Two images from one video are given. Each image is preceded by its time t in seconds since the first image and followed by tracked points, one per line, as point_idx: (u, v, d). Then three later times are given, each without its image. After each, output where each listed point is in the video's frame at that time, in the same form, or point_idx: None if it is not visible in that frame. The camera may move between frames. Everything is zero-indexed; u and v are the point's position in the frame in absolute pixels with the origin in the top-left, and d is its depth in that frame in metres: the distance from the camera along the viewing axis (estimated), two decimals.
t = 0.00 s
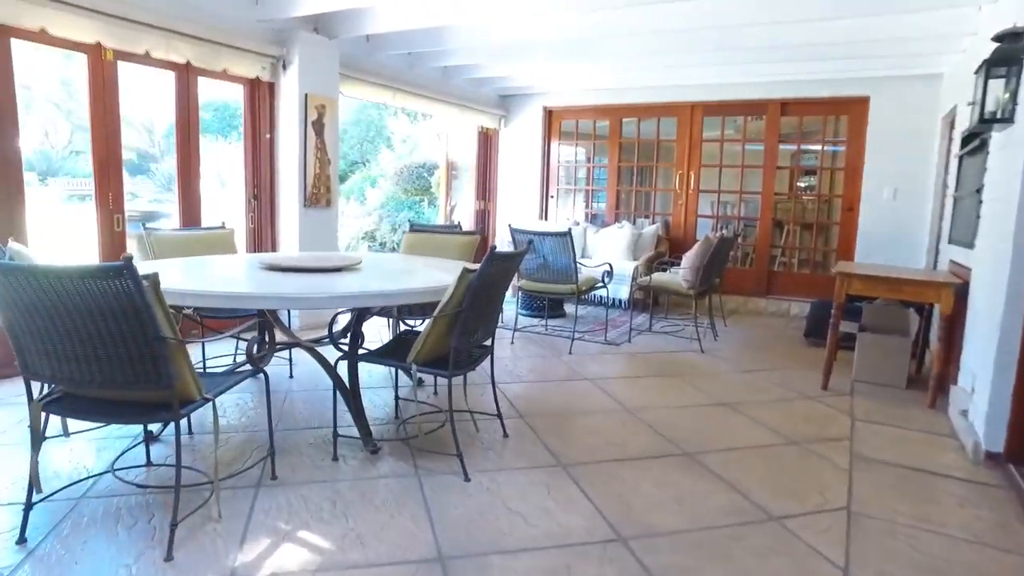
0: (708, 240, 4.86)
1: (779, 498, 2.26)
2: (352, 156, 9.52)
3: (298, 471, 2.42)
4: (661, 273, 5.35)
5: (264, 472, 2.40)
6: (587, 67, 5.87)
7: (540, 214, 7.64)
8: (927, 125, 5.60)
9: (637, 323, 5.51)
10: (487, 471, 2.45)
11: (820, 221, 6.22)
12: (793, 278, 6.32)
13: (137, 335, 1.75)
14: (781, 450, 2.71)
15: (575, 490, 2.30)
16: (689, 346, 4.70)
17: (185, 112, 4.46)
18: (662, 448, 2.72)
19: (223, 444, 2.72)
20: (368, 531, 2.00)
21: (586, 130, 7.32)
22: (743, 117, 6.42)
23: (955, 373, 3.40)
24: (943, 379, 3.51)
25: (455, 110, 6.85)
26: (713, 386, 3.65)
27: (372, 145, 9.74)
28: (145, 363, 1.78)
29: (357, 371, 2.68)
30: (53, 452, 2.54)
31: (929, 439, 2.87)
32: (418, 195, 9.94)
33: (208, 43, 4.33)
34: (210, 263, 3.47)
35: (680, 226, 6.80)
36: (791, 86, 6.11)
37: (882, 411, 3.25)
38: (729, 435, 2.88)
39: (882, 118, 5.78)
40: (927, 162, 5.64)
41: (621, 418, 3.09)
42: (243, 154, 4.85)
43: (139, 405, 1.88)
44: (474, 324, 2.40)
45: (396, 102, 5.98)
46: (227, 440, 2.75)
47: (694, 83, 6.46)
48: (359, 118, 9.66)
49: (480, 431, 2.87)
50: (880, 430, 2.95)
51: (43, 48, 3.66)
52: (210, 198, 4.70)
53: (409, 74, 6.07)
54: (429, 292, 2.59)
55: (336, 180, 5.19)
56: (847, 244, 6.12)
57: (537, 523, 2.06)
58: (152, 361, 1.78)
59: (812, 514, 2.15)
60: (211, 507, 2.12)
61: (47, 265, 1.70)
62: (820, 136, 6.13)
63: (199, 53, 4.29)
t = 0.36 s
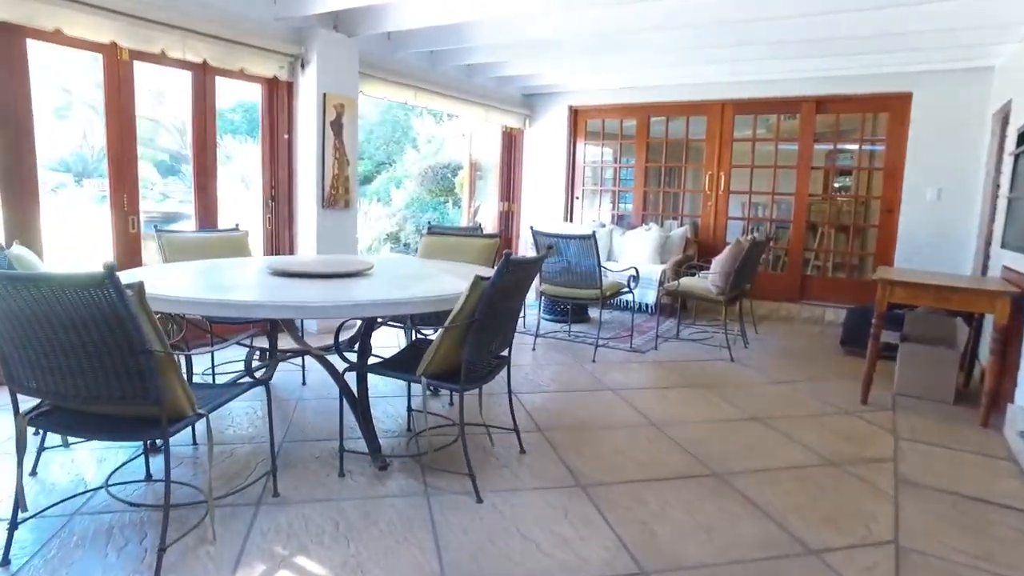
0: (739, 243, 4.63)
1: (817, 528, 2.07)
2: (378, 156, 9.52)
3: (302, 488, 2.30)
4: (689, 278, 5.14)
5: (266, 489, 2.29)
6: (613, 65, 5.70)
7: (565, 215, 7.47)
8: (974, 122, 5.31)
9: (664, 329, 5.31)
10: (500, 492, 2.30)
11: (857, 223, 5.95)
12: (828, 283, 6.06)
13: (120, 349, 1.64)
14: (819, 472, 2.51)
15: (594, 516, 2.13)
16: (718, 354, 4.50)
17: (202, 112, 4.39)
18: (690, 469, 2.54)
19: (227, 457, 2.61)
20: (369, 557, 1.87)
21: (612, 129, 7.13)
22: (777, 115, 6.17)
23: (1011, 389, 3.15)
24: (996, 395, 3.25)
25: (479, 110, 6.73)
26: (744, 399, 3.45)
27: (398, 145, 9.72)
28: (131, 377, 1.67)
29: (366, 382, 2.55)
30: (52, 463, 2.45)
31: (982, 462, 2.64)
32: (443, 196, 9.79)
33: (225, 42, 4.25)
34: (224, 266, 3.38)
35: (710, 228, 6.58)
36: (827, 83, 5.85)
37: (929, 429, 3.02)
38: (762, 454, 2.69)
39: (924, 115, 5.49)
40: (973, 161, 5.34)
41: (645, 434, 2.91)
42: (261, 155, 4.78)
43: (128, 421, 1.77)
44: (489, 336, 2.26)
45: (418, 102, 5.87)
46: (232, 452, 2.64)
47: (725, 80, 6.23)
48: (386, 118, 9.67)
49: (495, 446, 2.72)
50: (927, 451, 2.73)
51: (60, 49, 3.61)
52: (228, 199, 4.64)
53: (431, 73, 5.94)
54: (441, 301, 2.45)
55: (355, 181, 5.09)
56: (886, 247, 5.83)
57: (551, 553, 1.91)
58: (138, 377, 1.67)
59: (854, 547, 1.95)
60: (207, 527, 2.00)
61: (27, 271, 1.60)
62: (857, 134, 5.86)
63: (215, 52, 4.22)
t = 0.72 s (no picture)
0: (767, 247, 4.40)
1: (860, 565, 1.87)
2: (396, 157, 9.53)
3: (298, 511, 2.16)
4: (714, 282, 4.93)
5: (258, 512, 2.14)
6: (635, 60, 5.50)
7: (585, 216, 7.28)
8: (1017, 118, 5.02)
9: (687, 335, 5.10)
10: (510, 518, 2.12)
11: (891, 225, 5.68)
12: (859, 287, 5.79)
13: (89, 367, 1.50)
14: (858, 497, 2.31)
15: (613, 547, 1.96)
16: (744, 362, 4.28)
17: (211, 112, 4.27)
18: (716, 492, 2.34)
19: (222, 475, 2.47)
20: None
21: (634, 128, 6.92)
22: (806, 112, 5.93)
23: None
24: None
25: (497, 108, 6.57)
26: (773, 413, 3.23)
27: (417, 145, 9.73)
28: (101, 398, 1.53)
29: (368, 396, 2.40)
30: (38, 479, 2.33)
31: None
32: (461, 197, 9.65)
33: (233, 39, 4.14)
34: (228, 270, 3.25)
35: (735, 229, 6.34)
36: (860, 78, 5.59)
37: (977, 449, 2.79)
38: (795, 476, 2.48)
39: (963, 111, 5.22)
40: (1017, 159, 5.05)
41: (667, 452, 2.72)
42: (272, 155, 4.67)
43: (98, 442, 1.63)
44: (497, 349, 2.08)
45: (434, 101, 5.73)
46: (229, 469, 2.51)
47: (752, 76, 6.00)
48: (406, 118, 9.70)
49: (506, 465, 2.55)
50: (978, 475, 2.50)
51: (64, 47, 3.52)
52: (238, 201, 4.53)
53: (447, 71, 5.80)
54: (446, 310, 2.28)
55: (367, 182, 4.96)
56: (922, 250, 5.55)
57: None
58: (109, 397, 1.53)
59: None
60: (192, 555, 1.87)
61: None
62: (891, 132, 5.59)
63: (222, 50, 4.11)
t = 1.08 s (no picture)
0: (794, 251, 4.17)
1: None
2: (414, 159, 9.52)
3: (286, 537, 2.02)
4: (736, 288, 4.72)
5: (244, 537, 2.00)
6: (654, 58, 5.31)
7: (602, 219, 7.09)
8: None
9: (707, 343, 4.89)
10: (513, 548, 1.96)
11: (922, 228, 5.43)
12: (889, 294, 5.54)
13: (46, 390, 1.36)
14: (896, 529, 2.11)
15: None
16: (767, 373, 4.07)
17: (216, 114, 4.16)
18: (738, 521, 2.16)
19: (211, 494, 2.34)
20: None
21: (653, 128, 6.73)
22: (833, 111, 5.69)
23: None
24: None
25: (512, 108, 6.41)
26: (799, 429, 3.03)
27: (435, 146, 9.66)
28: (60, 423, 1.39)
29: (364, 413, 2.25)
30: (18, 500, 2.21)
31: None
32: (478, 198, 9.51)
33: (237, 37, 4.02)
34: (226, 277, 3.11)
35: (758, 233, 6.12)
36: (890, 74, 5.34)
37: None
38: (825, 504, 2.29)
39: (1001, 109, 4.95)
40: None
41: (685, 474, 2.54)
42: (278, 157, 4.55)
43: (57, 469, 1.50)
44: (500, 366, 1.93)
45: (446, 100, 5.58)
46: (219, 488, 2.38)
47: (775, 73, 5.78)
48: (424, 119, 9.65)
49: (512, 487, 2.39)
50: None
51: (62, 47, 3.42)
52: (243, 204, 4.41)
53: (460, 69, 5.65)
54: (445, 323, 2.10)
55: (376, 184, 4.83)
56: (956, 255, 5.29)
57: None
58: (68, 422, 1.39)
59: None
60: None
61: None
62: (922, 131, 5.34)
63: (227, 49, 3.99)
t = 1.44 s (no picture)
0: (811, 252, 3.93)
1: None
2: (423, 158, 9.51)
3: (260, 560, 1.88)
4: (748, 292, 4.53)
5: (215, 560, 1.86)
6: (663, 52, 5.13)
7: (610, 219, 6.90)
8: None
9: (718, 348, 4.71)
10: None
11: (944, 229, 5.21)
12: (908, 297, 5.33)
13: None
14: (924, 557, 1.93)
15: None
16: (781, 381, 3.88)
17: (209, 110, 4.04)
18: (751, 548, 1.99)
19: (186, 510, 2.20)
20: None
21: (663, 127, 6.55)
22: (850, 108, 5.50)
23: None
24: None
25: (518, 106, 6.26)
26: (816, 443, 2.86)
27: (444, 146, 9.61)
28: None
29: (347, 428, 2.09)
30: None
31: None
32: (486, 199, 9.18)
33: (231, 31, 3.89)
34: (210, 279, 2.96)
35: (771, 234, 5.93)
36: (911, 69, 5.14)
37: None
38: (845, 527, 2.11)
39: None
40: None
41: (692, 492, 2.38)
42: (275, 155, 4.43)
43: None
44: (489, 379, 1.77)
45: (450, 98, 5.44)
46: (195, 505, 2.24)
47: (790, 69, 5.59)
48: (433, 118, 9.60)
49: (506, 505, 2.24)
50: None
51: (47, 40, 3.31)
52: (240, 203, 4.28)
53: (464, 66, 5.50)
54: (431, 330, 1.93)
55: (376, 184, 4.70)
56: (979, 257, 5.07)
57: None
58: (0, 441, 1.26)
59: None
60: None
61: None
62: (944, 128, 5.13)
63: (221, 43, 3.87)
